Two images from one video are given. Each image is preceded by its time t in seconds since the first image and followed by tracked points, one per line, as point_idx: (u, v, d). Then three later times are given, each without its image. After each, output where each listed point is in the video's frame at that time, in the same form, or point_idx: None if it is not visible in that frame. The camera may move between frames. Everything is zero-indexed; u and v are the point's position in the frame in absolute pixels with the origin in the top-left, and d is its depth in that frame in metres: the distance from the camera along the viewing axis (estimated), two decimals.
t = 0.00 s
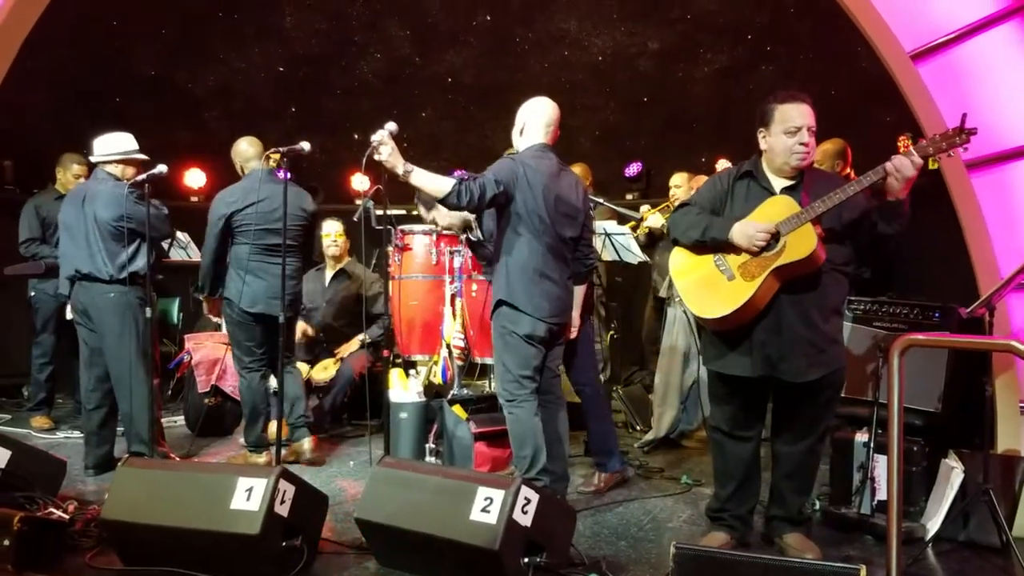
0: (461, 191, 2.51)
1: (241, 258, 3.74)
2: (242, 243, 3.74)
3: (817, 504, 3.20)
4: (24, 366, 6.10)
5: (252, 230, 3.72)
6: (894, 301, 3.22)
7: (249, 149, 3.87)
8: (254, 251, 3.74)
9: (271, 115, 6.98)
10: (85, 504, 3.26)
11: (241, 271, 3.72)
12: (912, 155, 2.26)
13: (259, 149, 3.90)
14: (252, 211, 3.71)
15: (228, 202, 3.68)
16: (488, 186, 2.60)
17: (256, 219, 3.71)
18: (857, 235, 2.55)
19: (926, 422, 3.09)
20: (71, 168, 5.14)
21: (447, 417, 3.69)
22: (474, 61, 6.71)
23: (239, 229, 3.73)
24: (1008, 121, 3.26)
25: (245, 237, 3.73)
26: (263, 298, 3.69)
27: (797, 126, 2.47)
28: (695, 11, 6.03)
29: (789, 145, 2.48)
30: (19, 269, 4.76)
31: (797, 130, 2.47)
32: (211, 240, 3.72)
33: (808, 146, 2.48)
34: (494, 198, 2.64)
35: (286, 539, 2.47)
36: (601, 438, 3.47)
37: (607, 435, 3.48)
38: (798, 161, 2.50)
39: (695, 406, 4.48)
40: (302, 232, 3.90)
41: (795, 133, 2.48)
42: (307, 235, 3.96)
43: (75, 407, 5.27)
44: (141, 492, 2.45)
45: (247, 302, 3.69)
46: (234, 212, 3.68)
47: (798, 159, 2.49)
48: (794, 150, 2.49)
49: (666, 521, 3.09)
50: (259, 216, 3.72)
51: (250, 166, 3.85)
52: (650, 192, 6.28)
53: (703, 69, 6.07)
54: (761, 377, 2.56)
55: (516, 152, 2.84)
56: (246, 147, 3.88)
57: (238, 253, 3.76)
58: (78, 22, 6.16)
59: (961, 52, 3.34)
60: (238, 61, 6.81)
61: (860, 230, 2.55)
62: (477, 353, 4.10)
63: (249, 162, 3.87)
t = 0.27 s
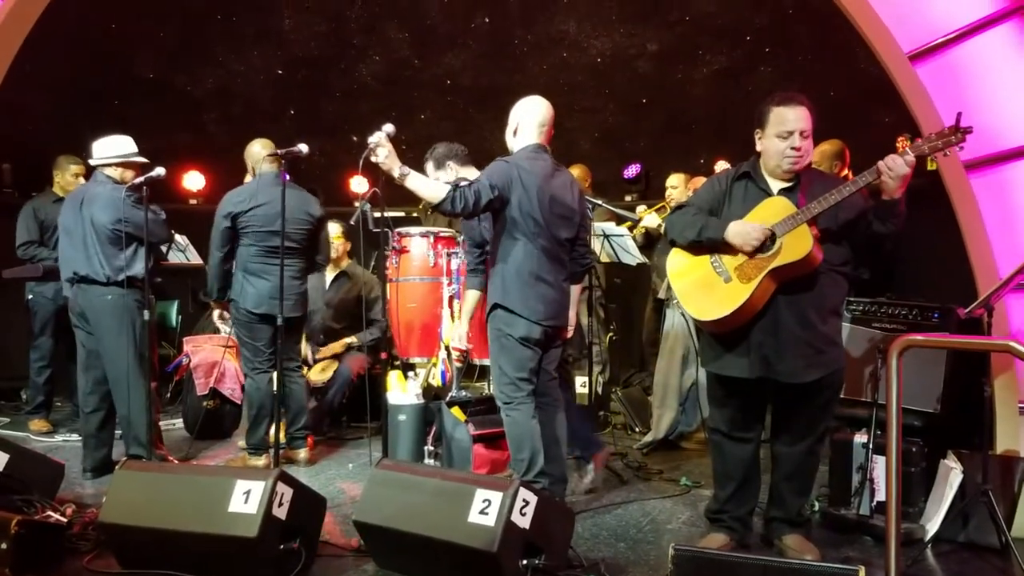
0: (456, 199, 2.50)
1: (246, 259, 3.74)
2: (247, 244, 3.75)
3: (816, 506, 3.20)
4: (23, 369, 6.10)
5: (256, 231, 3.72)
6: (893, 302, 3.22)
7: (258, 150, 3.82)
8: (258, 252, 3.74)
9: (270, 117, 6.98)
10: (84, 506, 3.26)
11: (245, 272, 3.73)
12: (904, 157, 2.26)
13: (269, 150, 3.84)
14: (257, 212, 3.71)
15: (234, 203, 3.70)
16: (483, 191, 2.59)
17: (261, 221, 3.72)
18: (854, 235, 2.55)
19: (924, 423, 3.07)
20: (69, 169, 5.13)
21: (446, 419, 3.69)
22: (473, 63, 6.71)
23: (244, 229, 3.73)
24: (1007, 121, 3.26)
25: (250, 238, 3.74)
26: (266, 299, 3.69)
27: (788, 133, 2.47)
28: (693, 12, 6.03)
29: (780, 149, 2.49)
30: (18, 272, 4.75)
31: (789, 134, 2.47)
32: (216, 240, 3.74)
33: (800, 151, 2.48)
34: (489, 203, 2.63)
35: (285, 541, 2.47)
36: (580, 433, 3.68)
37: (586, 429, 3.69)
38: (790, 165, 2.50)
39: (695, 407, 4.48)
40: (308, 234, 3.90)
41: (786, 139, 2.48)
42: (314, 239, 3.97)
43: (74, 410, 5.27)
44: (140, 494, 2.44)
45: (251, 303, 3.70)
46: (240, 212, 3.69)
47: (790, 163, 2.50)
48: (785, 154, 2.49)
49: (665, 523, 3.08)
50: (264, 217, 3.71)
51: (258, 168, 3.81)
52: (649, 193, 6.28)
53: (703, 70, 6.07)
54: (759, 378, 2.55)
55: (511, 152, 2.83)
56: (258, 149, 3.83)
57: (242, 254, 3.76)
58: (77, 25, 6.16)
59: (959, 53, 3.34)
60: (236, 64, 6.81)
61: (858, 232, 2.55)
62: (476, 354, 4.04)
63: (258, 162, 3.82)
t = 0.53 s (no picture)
0: (450, 203, 2.49)
1: (260, 256, 3.74)
2: (261, 242, 3.74)
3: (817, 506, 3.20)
4: (25, 369, 6.10)
5: (269, 229, 3.72)
6: (893, 301, 3.22)
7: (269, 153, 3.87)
8: (271, 251, 3.75)
9: (271, 117, 6.99)
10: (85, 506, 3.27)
11: (259, 269, 3.74)
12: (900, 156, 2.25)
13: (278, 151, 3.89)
14: (272, 210, 3.71)
15: (251, 199, 3.69)
16: (480, 195, 2.58)
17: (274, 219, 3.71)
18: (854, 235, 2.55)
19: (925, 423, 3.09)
20: (68, 168, 5.16)
21: (446, 418, 3.69)
22: (473, 62, 6.71)
23: (258, 227, 3.73)
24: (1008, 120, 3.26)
25: (262, 236, 3.73)
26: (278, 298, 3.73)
27: (782, 136, 2.47)
28: (694, 12, 6.00)
29: (772, 151, 2.50)
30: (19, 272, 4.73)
31: (781, 138, 2.47)
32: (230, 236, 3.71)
33: (793, 153, 2.47)
34: (486, 206, 2.63)
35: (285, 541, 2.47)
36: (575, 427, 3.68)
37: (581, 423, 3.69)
38: (780, 168, 2.51)
39: (696, 406, 4.49)
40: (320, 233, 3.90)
41: (781, 141, 2.48)
42: (325, 239, 3.98)
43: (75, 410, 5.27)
44: (140, 494, 2.44)
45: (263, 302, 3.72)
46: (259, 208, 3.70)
47: (781, 166, 2.51)
48: (777, 157, 2.50)
49: (665, 523, 3.08)
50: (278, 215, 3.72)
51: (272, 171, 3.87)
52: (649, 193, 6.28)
53: (703, 69, 6.07)
54: (758, 378, 2.56)
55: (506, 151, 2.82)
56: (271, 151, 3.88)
57: (254, 251, 3.75)
58: (79, 25, 6.17)
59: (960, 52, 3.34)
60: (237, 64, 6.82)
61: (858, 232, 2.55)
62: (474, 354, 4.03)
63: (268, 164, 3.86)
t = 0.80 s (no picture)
0: (440, 208, 2.52)
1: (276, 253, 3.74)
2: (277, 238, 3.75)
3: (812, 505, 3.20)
4: (20, 368, 6.08)
5: (287, 225, 3.74)
6: (889, 300, 3.22)
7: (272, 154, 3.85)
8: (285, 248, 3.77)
9: (268, 116, 6.98)
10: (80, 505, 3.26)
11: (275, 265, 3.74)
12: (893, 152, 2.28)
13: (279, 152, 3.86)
14: (290, 207, 3.74)
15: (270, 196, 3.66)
16: (469, 199, 2.59)
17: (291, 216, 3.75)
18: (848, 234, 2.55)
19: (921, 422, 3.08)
20: (63, 166, 5.19)
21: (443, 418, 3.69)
22: (471, 61, 6.70)
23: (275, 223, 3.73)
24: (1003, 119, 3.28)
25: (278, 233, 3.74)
26: (292, 295, 3.78)
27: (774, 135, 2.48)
28: (691, 11, 6.05)
29: (766, 151, 2.50)
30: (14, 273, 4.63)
31: (775, 137, 2.47)
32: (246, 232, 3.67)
33: (787, 152, 2.49)
34: (477, 210, 2.63)
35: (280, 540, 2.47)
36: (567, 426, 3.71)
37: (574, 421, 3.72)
38: (775, 167, 2.52)
39: (692, 404, 4.50)
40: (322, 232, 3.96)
41: (773, 140, 2.48)
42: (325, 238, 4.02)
43: (70, 409, 5.25)
44: (135, 493, 2.44)
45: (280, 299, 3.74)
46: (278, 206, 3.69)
47: (775, 165, 2.51)
48: (771, 156, 2.50)
49: (661, 522, 3.08)
50: (295, 212, 3.76)
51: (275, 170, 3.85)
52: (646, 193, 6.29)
53: (700, 69, 6.11)
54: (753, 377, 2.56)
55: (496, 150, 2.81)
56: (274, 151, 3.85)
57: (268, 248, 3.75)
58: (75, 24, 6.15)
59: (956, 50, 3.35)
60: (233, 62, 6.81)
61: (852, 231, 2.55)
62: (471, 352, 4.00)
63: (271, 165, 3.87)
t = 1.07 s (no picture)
0: (430, 215, 2.56)
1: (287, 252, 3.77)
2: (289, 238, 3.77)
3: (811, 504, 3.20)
4: (18, 367, 6.07)
5: (298, 226, 3.77)
6: (887, 300, 3.23)
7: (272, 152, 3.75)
8: (298, 248, 3.80)
9: (267, 116, 6.98)
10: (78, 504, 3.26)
11: (286, 265, 3.76)
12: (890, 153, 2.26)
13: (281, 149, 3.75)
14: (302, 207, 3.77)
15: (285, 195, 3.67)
16: (459, 206, 2.61)
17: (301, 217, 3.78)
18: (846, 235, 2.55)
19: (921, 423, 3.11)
20: (61, 164, 5.19)
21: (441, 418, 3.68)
22: (470, 61, 6.69)
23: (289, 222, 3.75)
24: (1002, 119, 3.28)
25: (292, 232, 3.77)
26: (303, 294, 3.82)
27: (772, 135, 2.47)
28: (690, 11, 6.07)
29: (763, 151, 2.50)
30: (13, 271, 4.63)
31: (773, 137, 2.47)
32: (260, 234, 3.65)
33: (784, 152, 2.48)
34: (468, 216, 2.66)
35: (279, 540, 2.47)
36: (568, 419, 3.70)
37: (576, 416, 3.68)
38: (772, 167, 2.52)
39: (691, 403, 4.51)
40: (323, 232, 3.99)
41: (771, 141, 2.48)
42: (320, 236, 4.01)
43: (68, 409, 5.24)
44: (134, 492, 2.44)
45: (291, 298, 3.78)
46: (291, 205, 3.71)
47: (773, 165, 2.51)
48: (768, 156, 2.50)
49: (659, 521, 3.08)
50: (306, 212, 3.79)
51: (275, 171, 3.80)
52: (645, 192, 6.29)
53: (699, 69, 6.12)
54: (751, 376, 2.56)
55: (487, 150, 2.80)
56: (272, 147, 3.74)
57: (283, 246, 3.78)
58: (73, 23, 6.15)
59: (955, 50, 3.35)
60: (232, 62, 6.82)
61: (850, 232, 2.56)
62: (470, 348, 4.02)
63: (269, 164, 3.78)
